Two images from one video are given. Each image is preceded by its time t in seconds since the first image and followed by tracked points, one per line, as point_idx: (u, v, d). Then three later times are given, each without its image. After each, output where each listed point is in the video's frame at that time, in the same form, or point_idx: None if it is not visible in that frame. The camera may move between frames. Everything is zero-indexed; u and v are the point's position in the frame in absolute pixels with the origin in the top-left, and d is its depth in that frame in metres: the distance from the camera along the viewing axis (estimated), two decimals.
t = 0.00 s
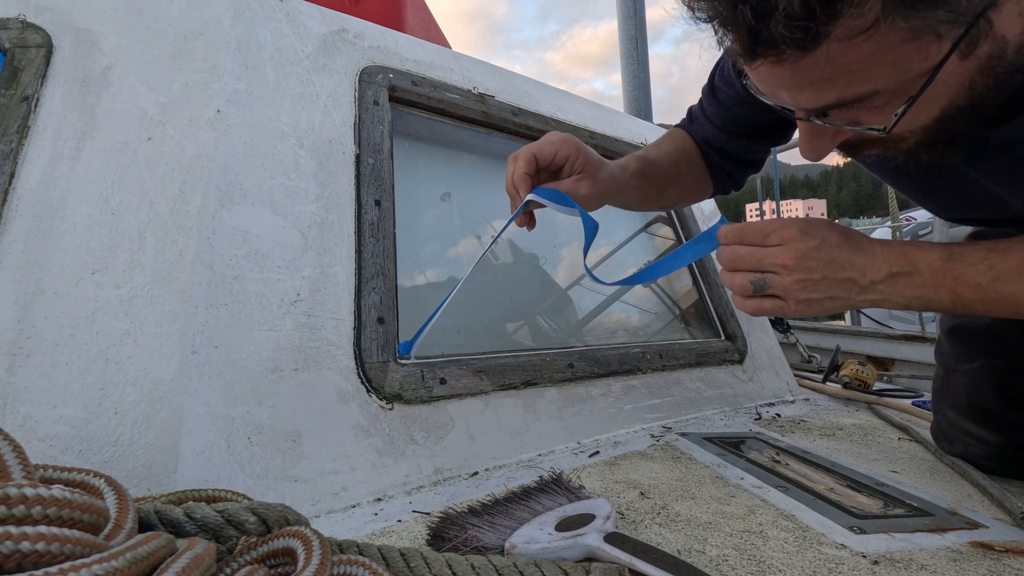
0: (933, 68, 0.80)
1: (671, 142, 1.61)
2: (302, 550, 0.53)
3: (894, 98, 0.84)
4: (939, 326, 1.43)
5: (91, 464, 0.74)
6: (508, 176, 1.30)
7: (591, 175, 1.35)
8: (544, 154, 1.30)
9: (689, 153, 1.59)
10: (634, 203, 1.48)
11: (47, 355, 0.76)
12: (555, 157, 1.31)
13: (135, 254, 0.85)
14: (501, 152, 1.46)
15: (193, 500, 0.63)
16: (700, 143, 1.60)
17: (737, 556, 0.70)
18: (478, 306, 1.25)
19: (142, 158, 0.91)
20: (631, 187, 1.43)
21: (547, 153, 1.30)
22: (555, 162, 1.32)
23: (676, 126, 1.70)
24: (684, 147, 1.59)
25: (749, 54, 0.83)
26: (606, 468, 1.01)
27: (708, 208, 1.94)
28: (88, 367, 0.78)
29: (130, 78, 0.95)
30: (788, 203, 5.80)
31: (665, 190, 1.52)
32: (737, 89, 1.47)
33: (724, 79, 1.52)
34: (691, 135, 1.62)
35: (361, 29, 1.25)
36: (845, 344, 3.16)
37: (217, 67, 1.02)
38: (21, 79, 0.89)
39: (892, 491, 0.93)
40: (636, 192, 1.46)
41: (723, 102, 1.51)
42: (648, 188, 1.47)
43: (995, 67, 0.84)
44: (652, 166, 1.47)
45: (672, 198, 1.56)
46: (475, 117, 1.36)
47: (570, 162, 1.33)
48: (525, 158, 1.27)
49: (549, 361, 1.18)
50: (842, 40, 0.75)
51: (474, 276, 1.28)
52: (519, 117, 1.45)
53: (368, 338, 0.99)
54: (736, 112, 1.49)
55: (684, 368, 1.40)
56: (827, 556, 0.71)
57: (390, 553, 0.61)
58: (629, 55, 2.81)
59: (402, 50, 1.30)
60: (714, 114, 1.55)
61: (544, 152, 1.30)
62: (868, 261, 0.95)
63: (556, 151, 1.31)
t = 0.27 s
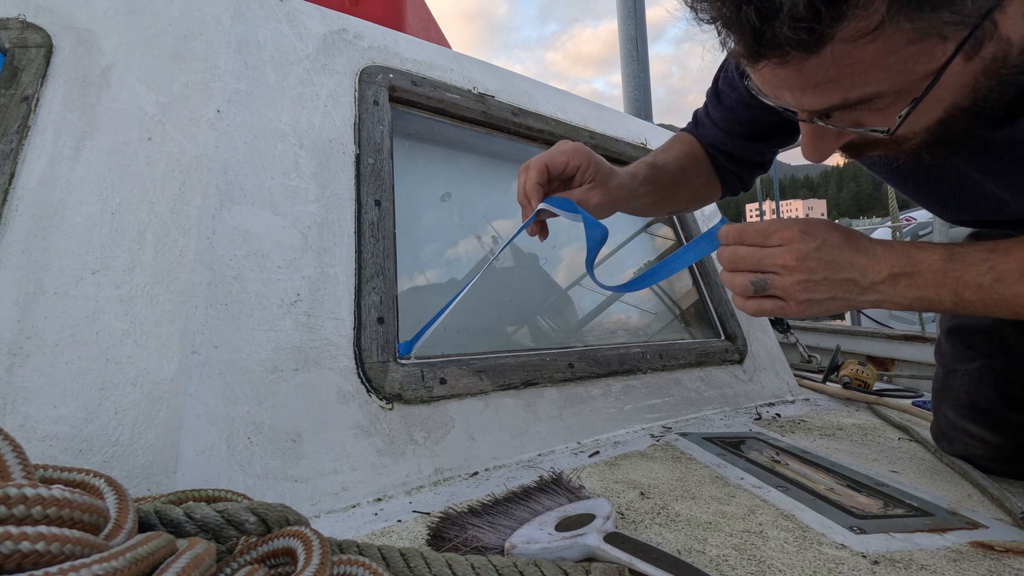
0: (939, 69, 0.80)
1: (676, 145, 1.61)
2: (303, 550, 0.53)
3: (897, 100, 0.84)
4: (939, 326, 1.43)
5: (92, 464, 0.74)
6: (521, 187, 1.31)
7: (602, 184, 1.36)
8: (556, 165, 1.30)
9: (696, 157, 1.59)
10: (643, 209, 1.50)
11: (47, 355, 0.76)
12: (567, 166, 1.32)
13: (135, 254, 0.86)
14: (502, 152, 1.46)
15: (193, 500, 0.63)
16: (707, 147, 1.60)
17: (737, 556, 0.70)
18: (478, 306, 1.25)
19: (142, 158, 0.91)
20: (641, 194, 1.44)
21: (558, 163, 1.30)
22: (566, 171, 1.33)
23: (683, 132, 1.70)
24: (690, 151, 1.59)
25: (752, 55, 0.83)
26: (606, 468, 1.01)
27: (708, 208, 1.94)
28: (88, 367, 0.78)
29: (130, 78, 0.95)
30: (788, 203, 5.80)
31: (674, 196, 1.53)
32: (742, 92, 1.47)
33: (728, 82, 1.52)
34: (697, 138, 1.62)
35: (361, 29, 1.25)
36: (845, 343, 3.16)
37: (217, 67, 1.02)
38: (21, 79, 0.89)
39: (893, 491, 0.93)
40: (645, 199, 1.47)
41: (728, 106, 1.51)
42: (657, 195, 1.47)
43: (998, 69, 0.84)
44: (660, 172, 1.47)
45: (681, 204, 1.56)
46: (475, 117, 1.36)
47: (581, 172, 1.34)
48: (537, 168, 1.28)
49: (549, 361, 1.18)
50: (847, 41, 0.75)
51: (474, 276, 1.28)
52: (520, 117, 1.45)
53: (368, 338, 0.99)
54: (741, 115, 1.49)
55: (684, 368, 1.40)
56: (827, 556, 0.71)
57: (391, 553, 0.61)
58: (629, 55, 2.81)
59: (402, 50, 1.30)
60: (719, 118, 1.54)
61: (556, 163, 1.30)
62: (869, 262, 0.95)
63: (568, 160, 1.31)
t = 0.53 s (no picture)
0: (940, 68, 0.80)
1: (680, 147, 1.61)
2: (302, 550, 0.53)
3: (898, 99, 0.84)
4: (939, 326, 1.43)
5: (92, 464, 0.74)
6: (526, 187, 1.31)
7: (607, 185, 1.36)
8: (560, 166, 1.31)
9: (701, 158, 1.59)
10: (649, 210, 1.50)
11: (47, 355, 0.76)
12: (572, 168, 1.32)
13: (135, 254, 0.86)
14: (502, 152, 1.46)
15: (193, 500, 0.63)
16: (711, 147, 1.59)
17: (737, 556, 0.70)
18: (478, 306, 1.25)
19: (142, 158, 0.91)
20: (645, 196, 1.44)
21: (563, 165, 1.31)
22: (571, 173, 1.33)
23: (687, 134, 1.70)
24: (695, 152, 1.59)
25: (754, 54, 0.83)
26: (606, 468, 1.01)
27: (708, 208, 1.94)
28: (88, 367, 0.78)
29: (130, 78, 0.95)
30: (788, 203, 5.80)
31: (680, 198, 1.53)
32: (743, 93, 1.47)
33: (731, 83, 1.53)
34: (701, 140, 1.62)
35: (361, 29, 1.25)
36: (845, 343, 3.17)
37: (217, 67, 1.02)
38: (21, 79, 0.89)
39: (892, 491, 0.93)
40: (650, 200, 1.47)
41: (731, 107, 1.51)
42: (661, 196, 1.47)
43: (999, 69, 0.84)
44: (664, 174, 1.47)
45: (686, 205, 1.56)
46: (475, 117, 1.36)
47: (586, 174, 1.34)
48: (542, 170, 1.28)
49: (549, 361, 1.18)
50: (850, 39, 0.75)
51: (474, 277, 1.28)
52: (520, 117, 1.45)
53: (368, 338, 1.00)
54: (742, 116, 1.49)
55: (684, 368, 1.40)
56: (827, 556, 0.71)
57: (390, 553, 0.61)
58: (629, 55, 2.81)
59: (402, 50, 1.30)
60: (721, 119, 1.55)
61: (561, 164, 1.30)
62: (869, 262, 0.95)
63: (573, 162, 1.31)
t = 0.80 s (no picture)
0: (937, 71, 0.80)
1: (682, 149, 1.61)
2: (302, 550, 0.53)
3: (896, 102, 0.84)
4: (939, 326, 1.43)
5: (92, 464, 0.74)
6: (528, 187, 1.32)
7: (611, 189, 1.36)
8: (564, 169, 1.31)
9: (702, 160, 1.59)
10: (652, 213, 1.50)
11: (47, 355, 0.76)
12: (576, 171, 1.32)
13: (135, 254, 0.86)
14: (502, 152, 1.46)
15: (193, 500, 0.63)
16: (713, 150, 1.59)
17: (737, 556, 0.70)
18: (478, 306, 1.25)
19: (142, 159, 0.91)
20: (646, 198, 1.44)
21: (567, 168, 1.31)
22: (575, 176, 1.33)
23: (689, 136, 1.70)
24: (696, 154, 1.59)
25: (752, 58, 0.83)
26: (606, 468, 1.01)
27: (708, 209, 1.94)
28: (88, 367, 0.78)
29: (130, 78, 0.95)
30: (788, 203, 5.80)
31: (683, 201, 1.53)
32: (744, 95, 1.47)
33: (731, 86, 1.53)
34: (703, 142, 1.62)
35: (361, 29, 1.25)
36: (845, 343, 3.16)
37: (217, 67, 1.02)
38: (21, 79, 0.89)
39: (893, 491, 0.93)
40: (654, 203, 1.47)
41: (732, 110, 1.52)
42: (663, 199, 1.47)
43: (997, 71, 0.84)
44: (665, 176, 1.47)
45: (689, 207, 1.57)
46: (475, 117, 1.36)
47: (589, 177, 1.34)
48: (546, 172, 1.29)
49: (549, 361, 1.18)
50: (847, 43, 0.75)
51: (473, 277, 1.28)
52: (520, 117, 1.45)
53: (368, 338, 1.00)
54: (743, 118, 1.49)
55: (684, 368, 1.40)
56: (827, 556, 0.71)
57: (390, 553, 0.61)
58: (629, 55, 2.81)
59: (402, 51, 1.30)
60: (723, 122, 1.55)
61: (564, 167, 1.31)
62: (870, 263, 0.95)
63: (577, 165, 1.32)
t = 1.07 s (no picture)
0: (933, 71, 0.80)
1: (681, 149, 1.61)
2: (302, 550, 0.53)
3: (892, 101, 0.84)
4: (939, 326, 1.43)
5: (91, 464, 0.74)
6: (526, 184, 1.32)
7: (609, 186, 1.36)
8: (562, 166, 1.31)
9: (702, 160, 1.59)
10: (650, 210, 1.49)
11: (47, 355, 0.76)
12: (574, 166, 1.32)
13: (135, 254, 0.86)
14: (502, 152, 1.46)
15: (193, 500, 0.63)
16: (713, 151, 1.59)
17: (737, 556, 0.70)
18: (479, 306, 1.25)
19: (143, 158, 0.91)
20: (645, 197, 1.44)
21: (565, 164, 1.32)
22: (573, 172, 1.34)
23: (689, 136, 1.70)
24: (696, 154, 1.59)
25: (749, 58, 0.83)
26: (606, 468, 1.01)
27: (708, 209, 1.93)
28: (88, 367, 0.78)
29: (130, 78, 0.95)
30: (788, 203, 5.80)
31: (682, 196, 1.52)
32: (743, 96, 1.47)
33: (731, 86, 1.53)
34: (703, 143, 1.62)
35: (361, 29, 1.25)
36: (845, 343, 3.16)
37: (217, 67, 1.02)
38: (21, 79, 0.89)
39: (892, 491, 0.93)
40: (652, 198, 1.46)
41: (731, 110, 1.52)
42: (662, 197, 1.47)
43: (993, 71, 0.84)
44: (664, 175, 1.47)
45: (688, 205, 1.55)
46: (475, 117, 1.36)
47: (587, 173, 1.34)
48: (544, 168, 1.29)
49: (549, 361, 1.18)
50: (843, 43, 0.75)
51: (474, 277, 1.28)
52: (520, 117, 1.45)
53: (368, 338, 1.00)
54: (742, 119, 1.49)
55: (684, 368, 1.40)
56: (827, 556, 0.71)
57: (391, 553, 0.61)
58: (629, 55, 2.81)
59: (402, 51, 1.30)
60: (722, 122, 1.55)
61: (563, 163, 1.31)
62: (869, 264, 0.95)
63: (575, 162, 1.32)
